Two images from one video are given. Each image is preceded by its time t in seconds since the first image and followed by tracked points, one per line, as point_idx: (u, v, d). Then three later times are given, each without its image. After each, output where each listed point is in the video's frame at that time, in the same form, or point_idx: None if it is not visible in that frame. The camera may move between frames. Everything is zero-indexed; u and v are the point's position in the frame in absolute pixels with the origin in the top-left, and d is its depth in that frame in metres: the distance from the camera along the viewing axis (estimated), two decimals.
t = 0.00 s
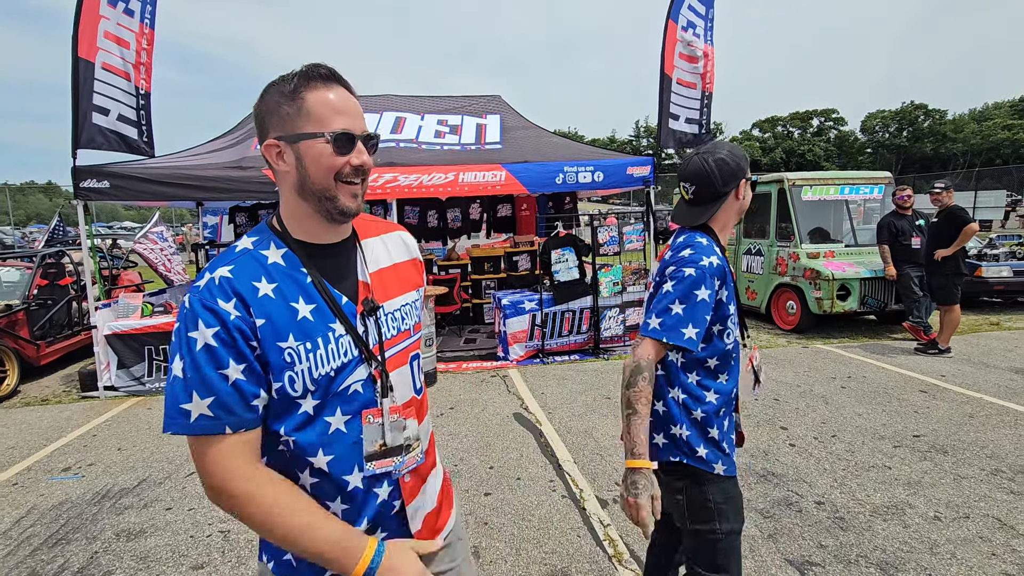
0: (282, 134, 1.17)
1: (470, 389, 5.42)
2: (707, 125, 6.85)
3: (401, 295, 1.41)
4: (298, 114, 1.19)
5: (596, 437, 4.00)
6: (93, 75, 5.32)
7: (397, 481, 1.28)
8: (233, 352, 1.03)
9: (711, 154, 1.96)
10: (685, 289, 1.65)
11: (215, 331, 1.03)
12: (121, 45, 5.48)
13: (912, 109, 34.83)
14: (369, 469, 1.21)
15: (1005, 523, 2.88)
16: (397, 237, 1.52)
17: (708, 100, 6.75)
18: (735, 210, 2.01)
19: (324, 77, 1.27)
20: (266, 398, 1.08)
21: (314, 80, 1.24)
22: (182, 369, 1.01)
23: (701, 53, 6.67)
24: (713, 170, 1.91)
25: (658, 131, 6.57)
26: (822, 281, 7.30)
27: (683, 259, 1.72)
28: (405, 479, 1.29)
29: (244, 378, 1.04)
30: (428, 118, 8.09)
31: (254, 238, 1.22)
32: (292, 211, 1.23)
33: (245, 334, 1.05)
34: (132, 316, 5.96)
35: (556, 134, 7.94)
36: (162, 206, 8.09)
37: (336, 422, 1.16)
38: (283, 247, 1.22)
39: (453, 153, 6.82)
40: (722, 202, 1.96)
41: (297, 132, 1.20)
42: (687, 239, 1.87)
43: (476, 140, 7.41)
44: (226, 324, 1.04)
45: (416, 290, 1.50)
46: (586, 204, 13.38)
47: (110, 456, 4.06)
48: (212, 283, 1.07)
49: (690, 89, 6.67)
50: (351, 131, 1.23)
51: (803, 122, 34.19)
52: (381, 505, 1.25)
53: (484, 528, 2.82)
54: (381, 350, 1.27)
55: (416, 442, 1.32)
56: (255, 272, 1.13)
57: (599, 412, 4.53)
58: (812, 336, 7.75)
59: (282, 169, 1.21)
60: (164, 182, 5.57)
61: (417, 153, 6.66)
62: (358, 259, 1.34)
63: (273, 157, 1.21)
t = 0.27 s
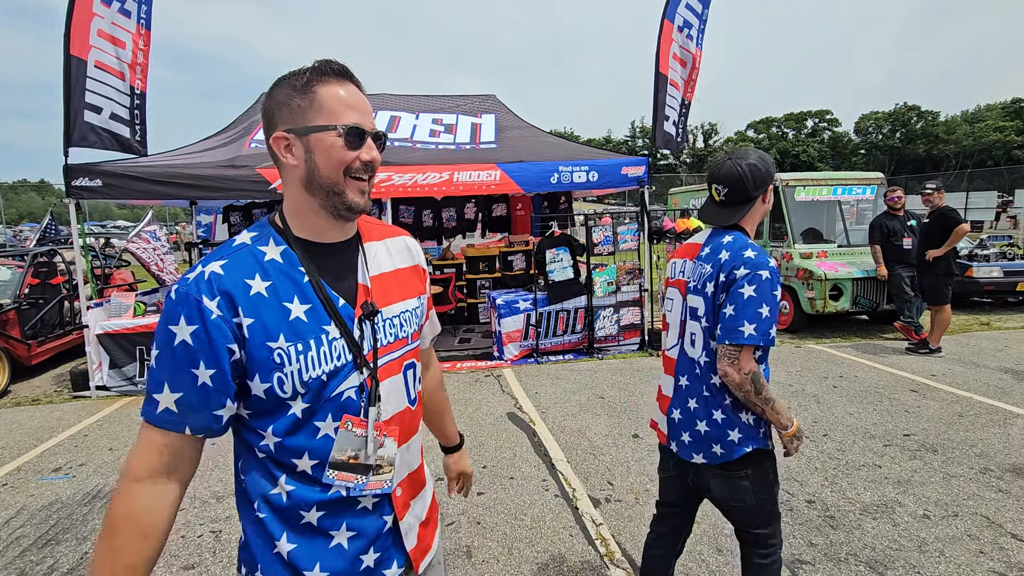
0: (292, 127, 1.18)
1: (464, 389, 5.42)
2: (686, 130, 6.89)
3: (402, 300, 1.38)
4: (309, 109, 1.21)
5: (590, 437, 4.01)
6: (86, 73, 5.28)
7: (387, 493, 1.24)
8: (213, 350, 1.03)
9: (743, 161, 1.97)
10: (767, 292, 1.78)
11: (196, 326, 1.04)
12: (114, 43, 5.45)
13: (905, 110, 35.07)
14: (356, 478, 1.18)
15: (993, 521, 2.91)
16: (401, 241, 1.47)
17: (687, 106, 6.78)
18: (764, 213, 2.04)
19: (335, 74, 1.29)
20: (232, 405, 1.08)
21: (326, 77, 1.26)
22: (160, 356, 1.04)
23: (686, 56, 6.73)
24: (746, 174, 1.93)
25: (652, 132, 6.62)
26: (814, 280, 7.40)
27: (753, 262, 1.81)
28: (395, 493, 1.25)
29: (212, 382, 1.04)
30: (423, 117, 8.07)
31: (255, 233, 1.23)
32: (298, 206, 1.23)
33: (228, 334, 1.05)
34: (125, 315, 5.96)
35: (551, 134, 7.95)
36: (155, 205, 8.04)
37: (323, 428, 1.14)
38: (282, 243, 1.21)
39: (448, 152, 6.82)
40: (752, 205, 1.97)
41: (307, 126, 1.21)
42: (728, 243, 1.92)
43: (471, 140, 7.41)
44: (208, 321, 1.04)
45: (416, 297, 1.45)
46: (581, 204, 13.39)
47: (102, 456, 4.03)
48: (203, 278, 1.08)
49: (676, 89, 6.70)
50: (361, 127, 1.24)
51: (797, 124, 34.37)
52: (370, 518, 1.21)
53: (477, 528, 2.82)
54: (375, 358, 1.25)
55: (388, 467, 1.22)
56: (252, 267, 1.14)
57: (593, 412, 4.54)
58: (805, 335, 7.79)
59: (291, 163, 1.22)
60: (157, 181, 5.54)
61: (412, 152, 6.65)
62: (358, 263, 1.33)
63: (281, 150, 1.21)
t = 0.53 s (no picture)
0: (319, 125, 1.18)
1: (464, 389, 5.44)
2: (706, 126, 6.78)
3: (405, 320, 1.27)
4: (338, 110, 1.20)
5: (587, 438, 4.02)
6: (88, 74, 5.31)
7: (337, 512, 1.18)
8: (190, 330, 1.06)
9: (791, 165, 2.05)
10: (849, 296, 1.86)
11: (183, 304, 1.07)
12: (116, 44, 5.48)
13: (908, 112, 34.95)
14: (305, 489, 1.14)
15: (991, 524, 2.89)
16: (418, 258, 1.36)
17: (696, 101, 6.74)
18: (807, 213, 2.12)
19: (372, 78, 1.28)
20: (210, 383, 1.10)
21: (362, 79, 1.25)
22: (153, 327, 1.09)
23: (692, 54, 6.72)
24: (798, 179, 2.01)
25: (654, 133, 6.62)
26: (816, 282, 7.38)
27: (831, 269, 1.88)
28: (347, 517, 1.18)
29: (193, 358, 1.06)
30: (424, 118, 8.10)
31: (271, 221, 1.26)
32: (317, 205, 1.22)
33: (209, 317, 1.08)
34: (126, 315, 5.99)
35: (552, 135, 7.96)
36: (157, 205, 8.08)
37: (283, 434, 1.12)
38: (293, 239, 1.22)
39: (449, 153, 6.83)
40: (800, 209, 2.06)
41: (335, 125, 1.20)
42: (795, 250, 1.96)
43: (472, 141, 7.43)
44: (194, 300, 1.07)
45: (424, 319, 1.31)
46: (583, 206, 13.40)
47: (101, 456, 4.06)
48: (204, 256, 1.12)
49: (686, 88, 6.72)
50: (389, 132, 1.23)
51: (800, 125, 34.30)
52: (313, 535, 1.16)
53: (473, 528, 2.83)
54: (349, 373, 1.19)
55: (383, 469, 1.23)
56: (249, 256, 1.15)
57: (591, 413, 4.55)
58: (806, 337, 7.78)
59: (314, 159, 1.20)
60: (159, 182, 5.57)
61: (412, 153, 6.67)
62: (364, 273, 1.27)
63: (306, 147, 1.20)
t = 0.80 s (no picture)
0: (262, 114, 1.16)
1: (461, 392, 5.41)
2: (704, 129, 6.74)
3: (365, 322, 1.24)
4: (282, 95, 1.18)
5: (585, 441, 3.98)
6: (88, 78, 5.32)
7: (303, 534, 1.15)
8: (131, 342, 1.02)
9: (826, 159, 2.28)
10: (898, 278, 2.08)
11: (121, 315, 1.03)
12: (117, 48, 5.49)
13: (908, 114, 34.97)
14: (265, 509, 1.11)
15: (992, 528, 2.86)
16: (381, 254, 1.34)
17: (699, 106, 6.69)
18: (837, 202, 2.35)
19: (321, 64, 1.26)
20: (160, 398, 1.06)
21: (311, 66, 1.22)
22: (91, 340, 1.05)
23: (693, 55, 6.71)
24: (835, 171, 2.24)
25: (653, 135, 6.62)
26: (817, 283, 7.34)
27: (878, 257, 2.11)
28: (314, 537, 1.15)
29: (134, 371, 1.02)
30: (423, 120, 8.10)
31: (213, 224, 1.23)
32: (265, 201, 1.21)
33: (148, 326, 1.04)
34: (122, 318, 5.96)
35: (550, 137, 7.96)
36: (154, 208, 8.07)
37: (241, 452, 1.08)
38: (239, 237, 1.21)
39: (447, 155, 6.83)
40: (836, 199, 2.27)
41: (280, 117, 1.18)
42: (841, 239, 2.19)
43: (470, 143, 7.43)
44: (130, 308, 1.04)
45: (389, 317, 1.28)
46: (582, 209, 13.39)
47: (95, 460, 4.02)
48: (139, 261, 1.09)
49: (687, 89, 6.63)
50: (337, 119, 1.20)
51: (800, 128, 34.31)
52: (278, 557, 1.13)
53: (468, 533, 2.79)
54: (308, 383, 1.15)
55: (348, 488, 1.19)
56: (191, 262, 1.12)
57: (590, 416, 4.51)
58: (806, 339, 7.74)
59: (258, 149, 1.19)
60: (155, 185, 5.55)
61: (410, 155, 6.67)
62: (322, 272, 1.25)
63: (251, 137, 1.19)
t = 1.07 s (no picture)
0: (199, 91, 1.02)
1: (506, 395, 5.37)
2: (755, 126, 6.43)
3: (342, 328, 1.16)
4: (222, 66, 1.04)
5: (633, 448, 3.84)
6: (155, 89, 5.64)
7: None
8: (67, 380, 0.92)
9: (918, 165, 2.14)
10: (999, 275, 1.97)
11: (50, 351, 0.92)
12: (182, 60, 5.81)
13: (988, 105, 32.33)
14: (242, 549, 1.05)
15: None
16: (357, 245, 1.26)
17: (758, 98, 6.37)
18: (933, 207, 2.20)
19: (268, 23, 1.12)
20: (98, 441, 0.97)
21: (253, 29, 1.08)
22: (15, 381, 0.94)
23: (751, 47, 6.34)
24: (927, 177, 2.10)
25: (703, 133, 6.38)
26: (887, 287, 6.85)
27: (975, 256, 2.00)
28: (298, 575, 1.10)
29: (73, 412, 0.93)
30: (468, 122, 8.14)
31: (153, 228, 1.11)
32: (213, 195, 1.08)
33: (85, 359, 0.93)
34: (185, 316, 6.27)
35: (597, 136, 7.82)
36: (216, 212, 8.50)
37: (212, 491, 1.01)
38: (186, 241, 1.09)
39: (492, 156, 6.81)
40: (930, 205, 2.14)
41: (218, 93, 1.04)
42: (936, 242, 2.07)
43: (515, 144, 7.39)
44: (60, 341, 0.92)
45: (371, 318, 1.21)
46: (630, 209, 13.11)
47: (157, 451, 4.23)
48: (64, 282, 0.96)
49: (740, 84, 6.34)
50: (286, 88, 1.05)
51: (865, 122, 32.38)
52: None
53: (512, 539, 2.73)
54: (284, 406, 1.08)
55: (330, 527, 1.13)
56: (130, 281, 1.00)
57: (638, 422, 4.37)
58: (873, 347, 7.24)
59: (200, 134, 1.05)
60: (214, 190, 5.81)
61: (455, 157, 6.70)
62: (288, 275, 1.16)
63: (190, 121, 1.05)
